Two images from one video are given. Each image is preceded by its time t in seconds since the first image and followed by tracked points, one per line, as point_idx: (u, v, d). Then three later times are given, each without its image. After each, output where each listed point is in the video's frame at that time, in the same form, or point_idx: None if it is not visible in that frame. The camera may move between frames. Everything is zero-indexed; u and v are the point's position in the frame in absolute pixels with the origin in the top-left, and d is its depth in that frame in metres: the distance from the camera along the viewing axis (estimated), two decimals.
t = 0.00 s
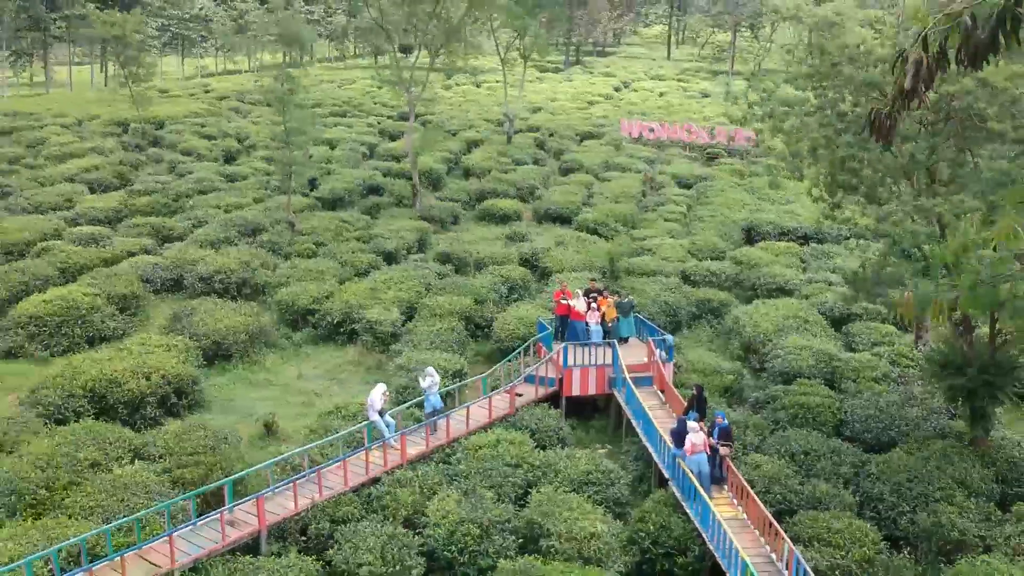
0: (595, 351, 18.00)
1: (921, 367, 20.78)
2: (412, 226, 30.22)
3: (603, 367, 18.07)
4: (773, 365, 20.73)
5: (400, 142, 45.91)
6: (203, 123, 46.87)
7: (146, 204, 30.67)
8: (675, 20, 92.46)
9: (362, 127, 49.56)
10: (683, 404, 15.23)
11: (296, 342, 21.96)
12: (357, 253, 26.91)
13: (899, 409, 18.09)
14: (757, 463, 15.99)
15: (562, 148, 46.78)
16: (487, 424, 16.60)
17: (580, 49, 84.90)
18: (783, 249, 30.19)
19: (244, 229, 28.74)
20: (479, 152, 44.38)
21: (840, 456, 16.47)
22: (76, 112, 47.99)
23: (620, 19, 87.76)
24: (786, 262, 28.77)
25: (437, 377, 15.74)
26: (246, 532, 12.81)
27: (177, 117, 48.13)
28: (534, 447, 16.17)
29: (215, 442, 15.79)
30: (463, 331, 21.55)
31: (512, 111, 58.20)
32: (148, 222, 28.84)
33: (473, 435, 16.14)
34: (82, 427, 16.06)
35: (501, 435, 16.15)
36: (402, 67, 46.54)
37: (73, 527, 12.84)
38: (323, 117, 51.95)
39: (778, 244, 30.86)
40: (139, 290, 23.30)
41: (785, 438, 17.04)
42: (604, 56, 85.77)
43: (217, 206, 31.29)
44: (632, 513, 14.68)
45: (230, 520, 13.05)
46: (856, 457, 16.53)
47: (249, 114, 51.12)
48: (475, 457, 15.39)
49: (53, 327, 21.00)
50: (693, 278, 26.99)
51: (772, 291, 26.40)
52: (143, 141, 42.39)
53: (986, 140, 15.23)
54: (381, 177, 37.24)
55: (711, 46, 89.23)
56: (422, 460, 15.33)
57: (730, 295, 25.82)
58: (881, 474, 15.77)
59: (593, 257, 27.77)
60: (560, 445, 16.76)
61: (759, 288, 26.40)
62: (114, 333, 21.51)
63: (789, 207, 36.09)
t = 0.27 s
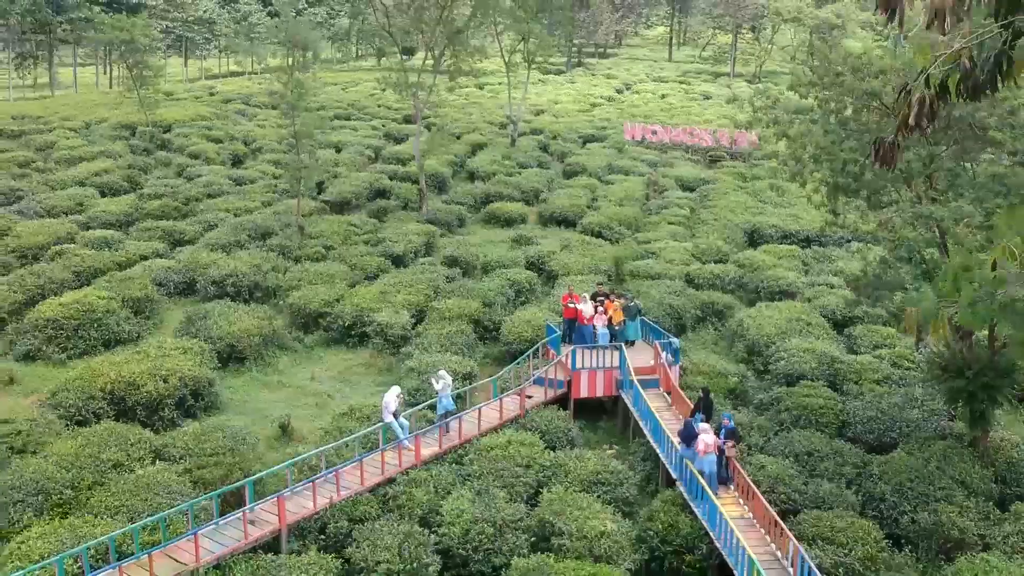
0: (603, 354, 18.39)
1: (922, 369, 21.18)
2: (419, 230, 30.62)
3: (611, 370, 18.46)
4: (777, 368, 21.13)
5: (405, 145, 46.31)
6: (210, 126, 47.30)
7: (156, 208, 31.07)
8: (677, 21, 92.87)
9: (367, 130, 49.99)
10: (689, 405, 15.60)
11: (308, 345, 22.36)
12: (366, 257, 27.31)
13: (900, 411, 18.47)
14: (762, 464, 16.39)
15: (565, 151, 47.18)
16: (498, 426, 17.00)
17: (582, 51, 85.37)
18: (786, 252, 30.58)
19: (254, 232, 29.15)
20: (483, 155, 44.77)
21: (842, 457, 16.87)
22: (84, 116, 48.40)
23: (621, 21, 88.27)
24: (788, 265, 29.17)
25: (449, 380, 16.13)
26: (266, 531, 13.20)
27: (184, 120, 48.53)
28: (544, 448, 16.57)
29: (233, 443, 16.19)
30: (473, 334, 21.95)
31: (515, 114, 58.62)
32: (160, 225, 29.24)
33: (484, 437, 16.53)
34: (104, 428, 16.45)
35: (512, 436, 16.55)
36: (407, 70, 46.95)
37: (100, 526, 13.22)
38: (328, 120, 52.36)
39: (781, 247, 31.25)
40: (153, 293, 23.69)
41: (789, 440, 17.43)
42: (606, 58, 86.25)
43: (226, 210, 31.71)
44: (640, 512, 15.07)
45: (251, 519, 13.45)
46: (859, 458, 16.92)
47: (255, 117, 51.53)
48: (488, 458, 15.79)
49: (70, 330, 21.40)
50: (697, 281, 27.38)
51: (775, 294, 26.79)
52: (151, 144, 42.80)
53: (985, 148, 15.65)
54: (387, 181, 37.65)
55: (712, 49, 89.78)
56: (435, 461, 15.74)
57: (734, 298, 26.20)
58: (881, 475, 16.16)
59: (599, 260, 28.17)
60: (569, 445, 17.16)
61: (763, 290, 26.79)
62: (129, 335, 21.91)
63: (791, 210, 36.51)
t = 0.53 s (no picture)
0: (610, 357, 18.79)
1: (922, 371, 21.58)
2: (426, 233, 31.03)
3: (618, 372, 18.85)
4: (780, 370, 21.53)
5: (409, 148, 46.71)
6: (216, 129, 47.71)
7: (167, 211, 31.46)
8: (678, 23, 93.27)
9: (372, 132, 50.41)
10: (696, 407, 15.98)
11: (319, 347, 22.77)
12: (375, 260, 27.73)
13: (901, 412, 18.88)
14: (766, 464, 16.79)
15: (569, 154, 47.56)
16: (508, 427, 17.41)
17: (584, 53, 85.81)
18: (788, 255, 30.97)
19: (263, 235, 29.55)
20: (488, 158, 45.16)
21: (845, 457, 17.27)
22: (92, 118, 48.81)
23: (623, 23, 88.74)
24: (790, 267, 29.57)
25: (460, 383, 16.54)
26: (286, 529, 13.61)
27: (190, 123, 48.95)
28: (553, 449, 16.97)
29: (251, 444, 16.60)
30: (481, 336, 22.36)
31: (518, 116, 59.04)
32: (170, 229, 29.62)
33: (495, 438, 16.94)
34: (124, 429, 16.86)
35: (522, 437, 16.96)
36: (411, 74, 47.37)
37: (124, 524, 13.64)
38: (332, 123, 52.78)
39: (783, 250, 31.62)
40: (167, 296, 24.10)
41: (792, 441, 17.83)
42: (607, 59, 86.71)
43: (235, 213, 32.13)
44: (648, 511, 15.47)
45: (271, 518, 13.85)
46: (861, 458, 17.32)
47: (260, 120, 51.96)
48: (499, 458, 16.19)
49: (86, 333, 21.79)
50: (701, 284, 27.78)
51: (778, 297, 27.19)
52: (158, 147, 43.21)
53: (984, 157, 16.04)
54: (393, 184, 38.07)
55: (713, 51, 90.25)
56: (447, 461, 16.14)
57: (737, 301, 26.59)
58: (882, 475, 16.56)
59: (604, 263, 28.59)
60: (578, 446, 17.57)
61: (765, 293, 27.19)
62: (144, 338, 22.30)
63: (792, 212, 36.90)
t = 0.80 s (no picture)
0: (617, 358, 19.19)
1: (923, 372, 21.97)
2: (433, 236, 31.42)
3: (625, 373, 19.24)
4: (783, 371, 21.93)
5: (414, 150, 47.12)
6: (223, 132, 48.12)
7: (177, 214, 31.88)
8: (680, 24, 93.69)
9: (376, 134, 50.81)
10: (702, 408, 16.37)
11: (330, 348, 23.17)
12: (383, 263, 28.13)
13: (902, 413, 19.27)
14: (770, 464, 17.19)
15: (572, 156, 47.96)
16: (518, 427, 17.83)
17: (586, 54, 86.23)
18: (791, 257, 31.36)
19: (273, 238, 29.95)
20: (492, 160, 45.55)
21: (847, 457, 17.67)
22: (99, 121, 49.22)
23: (624, 24, 89.18)
24: (793, 269, 29.96)
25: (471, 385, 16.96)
26: (305, 527, 14.01)
27: (197, 126, 49.35)
28: (562, 449, 17.37)
29: (267, 444, 17.00)
30: (489, 338, 22.76)
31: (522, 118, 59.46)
32: (181, 231, 30.04)
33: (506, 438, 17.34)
34: (143, 429, 17.26)
35: (532, 437, 17.36)
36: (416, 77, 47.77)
37: (148, 521, 14.08)
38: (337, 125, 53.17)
39: (785, 252, 32.02)
40: (180, 299, 24.50)
41: (795, 442, 18.23)
42: (609, 61, 87.11)
43: (244, 216, 32.54)
44: (655, 510, 15.86)
45: (290, 516, 14.25)
46: (863, 458, 17.71)
47: (266, 122, 52.35)
48: (510, 458, 16.59)
49: (102, 335, 22.20)
50: (705, 286, 28.16)
51: (780, 299, 27.58)
52: (166, 150, 43.60)
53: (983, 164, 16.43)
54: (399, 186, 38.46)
55: (714, 52, 90.68)
56: (460, 461, 16.55)
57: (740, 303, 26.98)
58: (884, 475, 16.95)
59: (609, 266, 28.99)
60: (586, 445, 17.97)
61: (768, 295, 27.58)
62: (158, 340, 22.71)
63: (794, 215, 37.30)
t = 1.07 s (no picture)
0: (623, 360, 19.58)
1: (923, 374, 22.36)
2: (439, 238, 31.83)
3: (631, 375, 19.63)
4: (786, 372, 22.33)
5: (418, 153, 47.52)
6: (229, 134, 48.53)
7: (186, 217, 32.29)
8: (681, 25, 94.07)
9: (381, 137, 51.22)
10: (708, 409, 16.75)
11: (341, 350, 23.57)
12: (391, 265, 28.53)
13: (903, 414, 19.67)
14: (774, 464, 17.59)
15: (575, 158, 48.36)
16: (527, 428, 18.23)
17: (588, 56, 86.64)
18: (793, 260, 31.75)
19: (281, 241, 30.36)
20: (496, 163, 45.93)
21: (849, 457, 18.07)
22: (106, 123, 49.61)
23: (626, 26, 89.59)
24: (795, 272, 30.36)
25: (483, 387, 17.36)
26: (323, 525, 14.41)
27: (203, 128, 49.76)
28: (571, 449, 17.77)
29: (283, 444, 17.40)
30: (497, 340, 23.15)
31: (525, 120, 59.86)
32: (191, 234, 30.44)
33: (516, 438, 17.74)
34: (161, 430, 17.67)
35: (541, 437, 17.76)
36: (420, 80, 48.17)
37: (170, 520, 14.49)
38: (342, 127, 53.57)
39: (787, 255, 32.40)
40: (192, 301, 24.90)
41: (798, 442, 18.63)
42: (611, 62, 87.52)
43: (253, 219, 32.95)
44: (662, 509, 16.26)
45: (308, 514, 14.65)
46: (864, 458, 18.11)
47: (271, 125, 52.74)
48: (520, 458, 16.99)
49: (116, 337, 22.60)
50: (708, 288, 28.56)
51: (783, 301, 27.97)
52: (173, 153, 43.99)
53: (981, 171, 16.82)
54: (404, 189, 38.86)
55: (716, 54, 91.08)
56: (471, 460, 16.95)
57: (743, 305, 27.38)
58: (885, 475, 17.35)
59: (614, 269, 29.39)
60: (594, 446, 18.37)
61: (771, 298, 27.97)
62: (172, 341, 23.12)
63: (796, 217, 37.70)
